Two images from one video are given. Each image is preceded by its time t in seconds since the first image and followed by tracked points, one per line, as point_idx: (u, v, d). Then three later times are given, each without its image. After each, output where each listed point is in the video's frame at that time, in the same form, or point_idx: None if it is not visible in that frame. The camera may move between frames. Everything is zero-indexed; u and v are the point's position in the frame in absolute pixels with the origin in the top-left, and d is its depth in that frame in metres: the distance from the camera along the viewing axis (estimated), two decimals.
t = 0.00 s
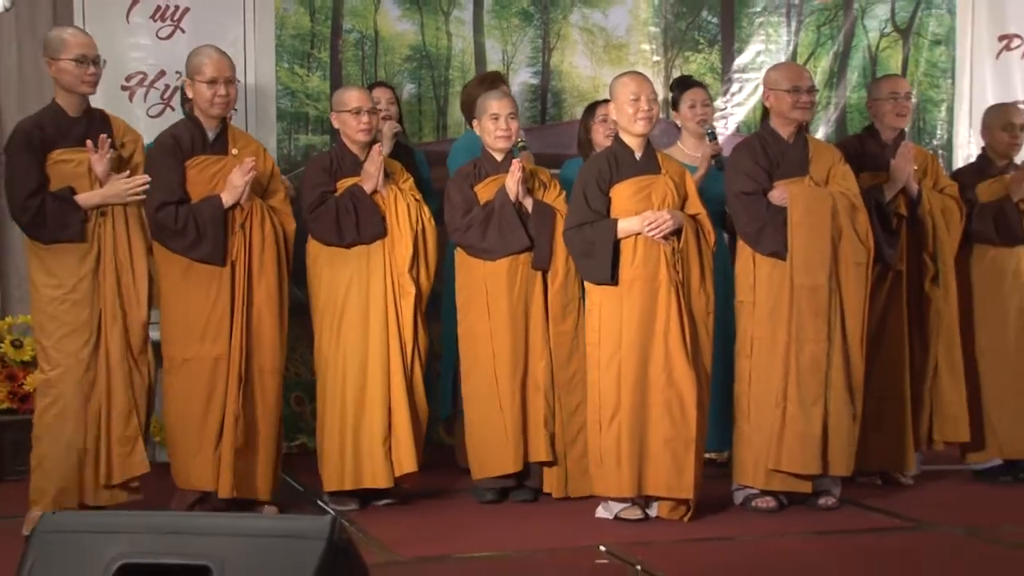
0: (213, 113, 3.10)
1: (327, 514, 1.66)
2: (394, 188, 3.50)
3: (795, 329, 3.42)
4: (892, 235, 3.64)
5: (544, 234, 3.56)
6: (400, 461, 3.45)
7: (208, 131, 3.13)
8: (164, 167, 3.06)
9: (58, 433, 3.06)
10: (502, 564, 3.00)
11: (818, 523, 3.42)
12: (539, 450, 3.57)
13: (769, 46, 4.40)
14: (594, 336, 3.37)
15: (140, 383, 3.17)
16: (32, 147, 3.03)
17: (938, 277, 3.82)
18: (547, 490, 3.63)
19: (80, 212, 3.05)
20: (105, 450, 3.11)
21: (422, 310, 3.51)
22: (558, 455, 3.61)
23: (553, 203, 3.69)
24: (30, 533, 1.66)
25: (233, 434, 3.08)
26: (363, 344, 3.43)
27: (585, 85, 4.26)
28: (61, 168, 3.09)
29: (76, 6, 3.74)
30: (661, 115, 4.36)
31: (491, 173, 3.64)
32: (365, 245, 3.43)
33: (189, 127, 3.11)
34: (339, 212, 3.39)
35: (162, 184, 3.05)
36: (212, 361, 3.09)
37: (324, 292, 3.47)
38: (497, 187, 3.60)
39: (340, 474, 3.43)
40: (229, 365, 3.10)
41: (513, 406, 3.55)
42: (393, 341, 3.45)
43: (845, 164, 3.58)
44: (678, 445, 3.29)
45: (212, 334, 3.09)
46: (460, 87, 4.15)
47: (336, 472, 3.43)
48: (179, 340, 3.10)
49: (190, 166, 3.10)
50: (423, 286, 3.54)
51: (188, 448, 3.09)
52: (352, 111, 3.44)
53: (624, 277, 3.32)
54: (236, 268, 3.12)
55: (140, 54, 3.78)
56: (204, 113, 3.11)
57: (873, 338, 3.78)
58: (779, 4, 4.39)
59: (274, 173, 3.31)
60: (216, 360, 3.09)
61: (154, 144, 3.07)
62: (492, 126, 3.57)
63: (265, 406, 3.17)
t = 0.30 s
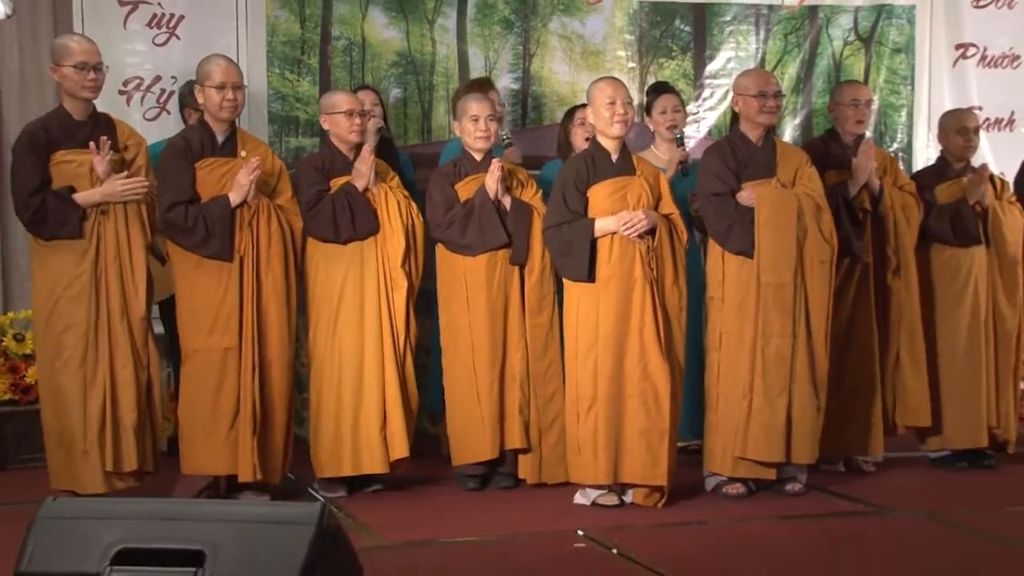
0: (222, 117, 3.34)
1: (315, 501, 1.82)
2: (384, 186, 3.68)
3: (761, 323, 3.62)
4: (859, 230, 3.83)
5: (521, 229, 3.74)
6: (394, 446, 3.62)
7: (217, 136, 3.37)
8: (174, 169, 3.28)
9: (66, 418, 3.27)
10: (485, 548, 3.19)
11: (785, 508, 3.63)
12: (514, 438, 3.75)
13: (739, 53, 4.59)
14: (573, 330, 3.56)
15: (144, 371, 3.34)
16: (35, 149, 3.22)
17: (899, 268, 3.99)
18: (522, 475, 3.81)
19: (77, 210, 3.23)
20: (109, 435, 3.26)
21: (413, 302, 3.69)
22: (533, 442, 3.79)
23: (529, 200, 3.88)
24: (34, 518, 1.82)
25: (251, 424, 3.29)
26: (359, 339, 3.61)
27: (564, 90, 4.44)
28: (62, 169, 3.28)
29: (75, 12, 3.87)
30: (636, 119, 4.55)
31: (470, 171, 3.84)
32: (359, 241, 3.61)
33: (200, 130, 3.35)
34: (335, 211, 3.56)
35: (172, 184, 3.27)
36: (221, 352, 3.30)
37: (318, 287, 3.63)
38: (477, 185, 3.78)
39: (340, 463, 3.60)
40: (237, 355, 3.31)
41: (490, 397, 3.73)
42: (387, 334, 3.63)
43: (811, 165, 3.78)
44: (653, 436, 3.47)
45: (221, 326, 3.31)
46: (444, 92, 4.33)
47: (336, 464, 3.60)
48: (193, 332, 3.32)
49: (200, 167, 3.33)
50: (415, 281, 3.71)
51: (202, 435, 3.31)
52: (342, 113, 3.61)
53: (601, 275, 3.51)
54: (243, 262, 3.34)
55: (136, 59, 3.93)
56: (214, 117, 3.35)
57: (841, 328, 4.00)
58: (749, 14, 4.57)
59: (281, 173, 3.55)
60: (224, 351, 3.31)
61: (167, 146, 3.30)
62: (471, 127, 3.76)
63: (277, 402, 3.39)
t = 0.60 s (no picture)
0: (231, 120, 3.59)
1: (311, 487, 1.79)
2: (378, 189, 3.88)
3: (736, 316, 3.82)
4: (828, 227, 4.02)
5: (504, 229, 3.92)
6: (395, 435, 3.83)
7: (223, 138, 3.63)
8: (181, 171, 3.54)
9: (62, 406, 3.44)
10: (473, 533, 3.37)
11: (757, 494, 3.83)
12: (499, 427, 3.95)
13: (715, 60, 4.79)
14: (556, 325, 3.76)
15: (135, 361, 3.48)
16: (34, 154, 3.37)
17: (868, 262, 4.14)
18: (504, 462, 3.99)
19: (64, 205, 3.36)
20: (99, 422, 3.41)
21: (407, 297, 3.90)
22: (516, 433, 3.98)
23: (512, 200, 4.06)
24: (38, 504, 1.80)
25: (269, 411, 3.60)
26: (360, 336, 3.82)
27: (548, 95, 4.64)
28: (60, 171, 3.41)
29: (78, 20, 4.02)
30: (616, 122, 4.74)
31: (455, 173, 4.02)
32: (356, 241, 3.81)
33: (205, 134, 3.60)
34: (333, 213, 3.74)
35: (178, 184, 3.53)
36: (229, 345, 3.58)
37: (315, 284, 3.81)
38: (462, 186, 3.96)
39: (338, 450, 3.80)
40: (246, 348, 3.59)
41: (477, 389, 3.93)
42: (384, 329, 3.84)
43: (781, 168, 3.97)
44: (632, 426, 3.67)
45: (228, 320, 3.58)
46: (432, 97, 4.51)
47: (341, 446, 3.80)
48: (203, 324, 3.60)
49: (204, 169, 3.59)
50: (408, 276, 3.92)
51: (221, 423, 3.60)
52: (336, 117, 3.79)
53: (583, 271, 3.70)
54: (248, 259, 3.61)
55: (137, 65, 4.09)
56: (223, 120, 3.60)
57: (814, 318, 4.15)
58: (723, 22, 4.77)
59: (282, 174, 3.80)
60: (232, 343, 3.58)
61: (174, 150, 3.56)
62: (456, 130, 3.94)
63: (291, 386, 3.70)
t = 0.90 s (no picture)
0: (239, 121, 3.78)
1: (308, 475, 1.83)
2: (369, 188, 4.04)
3: (715, 312, 4.01)
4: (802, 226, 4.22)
5: (493, 228, 4.11)
6: (389, 426, 4.02)
7: (225, 140, 3.82)
8: (185, 172, 3.72)
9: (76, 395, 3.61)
10: (461, 519, 3.56)
11: (734, 481, 4.03)
12: (489, 418, 4.14)
13: (694, 66, 4.99)
14: (543, 320, 3.95)
15: (141, 353, 3.64)
16: (45, 157, 3.53)
17: (840, 259, 4.32)
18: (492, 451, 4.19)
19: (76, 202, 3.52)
20: (104, 412, 3.59)
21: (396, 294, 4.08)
22: (505, 423, 4.19)
23: (500, 200, 4.25)
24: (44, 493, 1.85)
25: (274, 399, 3.83)
26: (348, 325, 3.99)
27: (534, 99, 4.83)
28: (69, 172, 3.59)
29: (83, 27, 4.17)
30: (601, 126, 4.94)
31: (445, 174, 4.21)
32: (345, 239, 3.98)
33: (208, 136, 3.78)
34: (324, 212, 3.91)
35: (183, 184, 3.71)
36: (229, 340, 3.76)
37: (309, 279, 3.99)
38: (453, 186, 4.16)
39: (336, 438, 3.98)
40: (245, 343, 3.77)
41: (468, 380, 4.11)
42: (374, 324, 4.02)
43: (756, 170, 4.17)
44: (615, 418, 3.87)
45: (230, 315, 3.76)
46: (423, 101, 4.69)
47: (333, 438, 3.97)
48: (204, 320, 3.77)
49: (207, 169, 3.77)
50: (396, 274, 4.10)
51: (221, 415, 3.77)
52: (331, 120, 3.96)
53: (567, 268, 3.89)
54: (250, 257, 3.80)
55: (141, 70, 4.25)
56: (227, 120, 3.78)
57: (789, 312, 4.37)
58: (702, 31, 4.96)
59: (279, 176, 4.00)
60: (232, 338, 3.76)
61: (177, 151, 3.73)
62: (445, 133, 4.13)
63: (291, 374, 3.92)
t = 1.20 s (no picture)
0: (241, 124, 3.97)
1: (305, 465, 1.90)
2: (358, 189, 4.20)
3: (694, 309, 4.22)
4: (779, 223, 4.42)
5: (484, 227, 4.30)
6: (366, 418, 4.16)
7: (230, 143, 4.00)
8: (191, 173, 3.89)
9: (100, 386, 3.79)
10: (454, 506, 3.75)
11: (714, 468, 4.24)
12: (479, 409, 4.33)
13: (676, 72, 5.19)
14: (532, 314, 4.14)
15: (156, 345, 3.83)
16: (64, 158, 3.74)
17: (814, 258, 4.53)
18: (482, 441, 4.38)
19: (104, 201, 3.74)
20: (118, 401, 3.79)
21: (381, 293, 4.23)
22: (494, 414, 4.38)
23: (490, 200, 4.44)
24: (52, 480, 1.93)
25: (265, 388, 4.01)
26: (333, 318, 4.14)
27: (523, 103, 5.02)
28: (94, 173, 3.80)
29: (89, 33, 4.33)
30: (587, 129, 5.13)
31: (437, 175, 4.39)
32: (333, 237, 4.13)
33: (214, 139, 3.97)
34: (312, 210, 4.06)
35: (188, 184, 3.89)
36: (229, 334, 3.94)
37: (298, 274, 4.15)
38: (444, 187, 4.33)
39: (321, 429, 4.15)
40: (244, 337, 3.95)
41: (459, 372, 4.29)
42: (360, 322, 4.17)
43: (735, 171, 4.37)
44: (600, 409, 4.06)
45: (231, 309, 3.94)
46: (417, 104, 4.88)
47: (326, 433, 4.14)
48: (207, 314, 3.95)
49: (213, 170, 3.95)
50: (382, 271, 4.25)
51: (220, 406, 3.95)
52: (325, 124, 4.14)
53: (555, 265, 4.08)
54: (251, 255, 3.99)
55: (145, 75, 4.42)
56: (232, 123, 3.97)
57: (766, 307, 4.58)
58: (684, 38, 5.16)
59: (278, 177, 4.21)
60: (231, 333, 3.94)
61: (182, 152, 3.91)
62: (437, 135, 4.31)
63: (287, 365, 4.10)
